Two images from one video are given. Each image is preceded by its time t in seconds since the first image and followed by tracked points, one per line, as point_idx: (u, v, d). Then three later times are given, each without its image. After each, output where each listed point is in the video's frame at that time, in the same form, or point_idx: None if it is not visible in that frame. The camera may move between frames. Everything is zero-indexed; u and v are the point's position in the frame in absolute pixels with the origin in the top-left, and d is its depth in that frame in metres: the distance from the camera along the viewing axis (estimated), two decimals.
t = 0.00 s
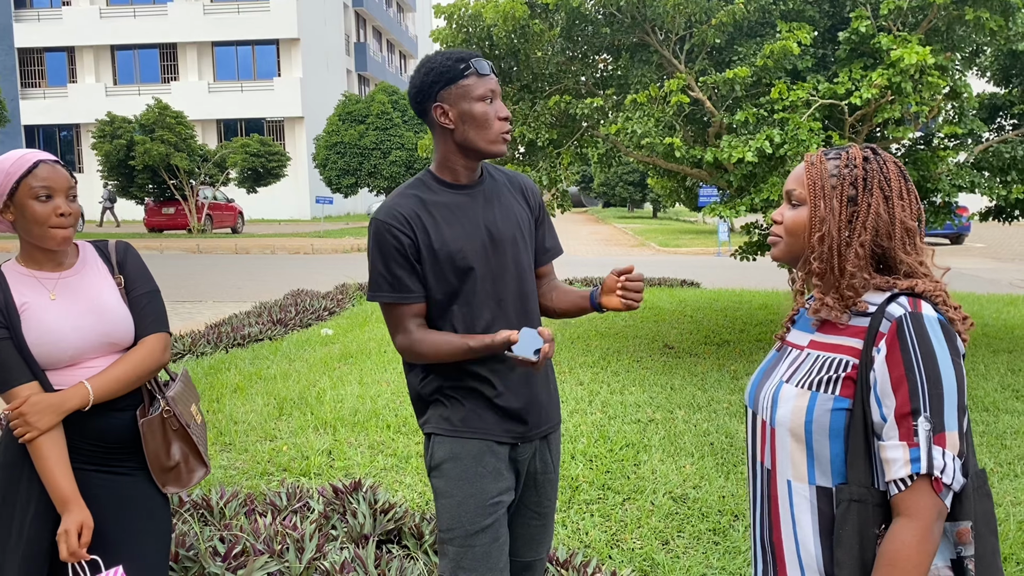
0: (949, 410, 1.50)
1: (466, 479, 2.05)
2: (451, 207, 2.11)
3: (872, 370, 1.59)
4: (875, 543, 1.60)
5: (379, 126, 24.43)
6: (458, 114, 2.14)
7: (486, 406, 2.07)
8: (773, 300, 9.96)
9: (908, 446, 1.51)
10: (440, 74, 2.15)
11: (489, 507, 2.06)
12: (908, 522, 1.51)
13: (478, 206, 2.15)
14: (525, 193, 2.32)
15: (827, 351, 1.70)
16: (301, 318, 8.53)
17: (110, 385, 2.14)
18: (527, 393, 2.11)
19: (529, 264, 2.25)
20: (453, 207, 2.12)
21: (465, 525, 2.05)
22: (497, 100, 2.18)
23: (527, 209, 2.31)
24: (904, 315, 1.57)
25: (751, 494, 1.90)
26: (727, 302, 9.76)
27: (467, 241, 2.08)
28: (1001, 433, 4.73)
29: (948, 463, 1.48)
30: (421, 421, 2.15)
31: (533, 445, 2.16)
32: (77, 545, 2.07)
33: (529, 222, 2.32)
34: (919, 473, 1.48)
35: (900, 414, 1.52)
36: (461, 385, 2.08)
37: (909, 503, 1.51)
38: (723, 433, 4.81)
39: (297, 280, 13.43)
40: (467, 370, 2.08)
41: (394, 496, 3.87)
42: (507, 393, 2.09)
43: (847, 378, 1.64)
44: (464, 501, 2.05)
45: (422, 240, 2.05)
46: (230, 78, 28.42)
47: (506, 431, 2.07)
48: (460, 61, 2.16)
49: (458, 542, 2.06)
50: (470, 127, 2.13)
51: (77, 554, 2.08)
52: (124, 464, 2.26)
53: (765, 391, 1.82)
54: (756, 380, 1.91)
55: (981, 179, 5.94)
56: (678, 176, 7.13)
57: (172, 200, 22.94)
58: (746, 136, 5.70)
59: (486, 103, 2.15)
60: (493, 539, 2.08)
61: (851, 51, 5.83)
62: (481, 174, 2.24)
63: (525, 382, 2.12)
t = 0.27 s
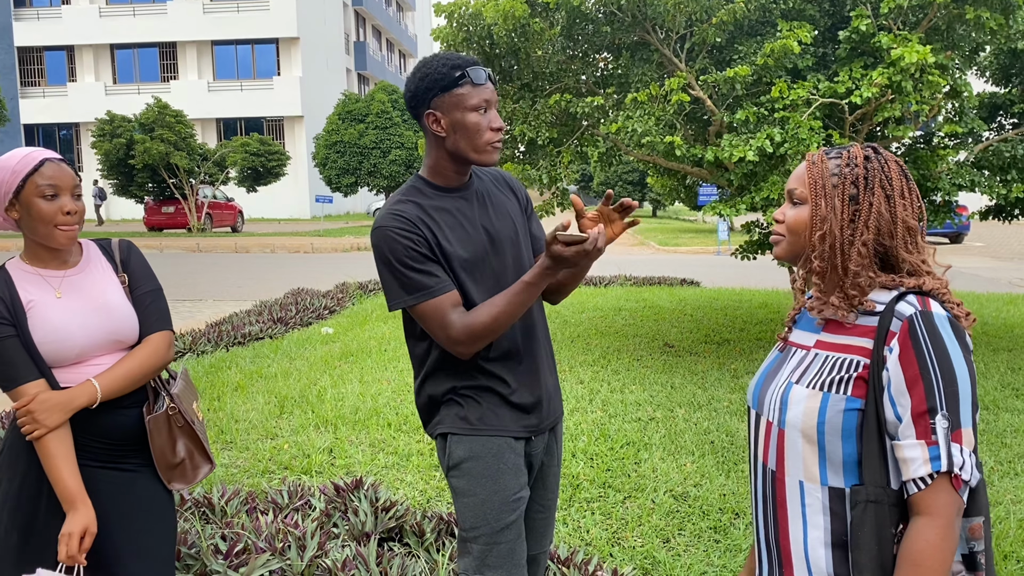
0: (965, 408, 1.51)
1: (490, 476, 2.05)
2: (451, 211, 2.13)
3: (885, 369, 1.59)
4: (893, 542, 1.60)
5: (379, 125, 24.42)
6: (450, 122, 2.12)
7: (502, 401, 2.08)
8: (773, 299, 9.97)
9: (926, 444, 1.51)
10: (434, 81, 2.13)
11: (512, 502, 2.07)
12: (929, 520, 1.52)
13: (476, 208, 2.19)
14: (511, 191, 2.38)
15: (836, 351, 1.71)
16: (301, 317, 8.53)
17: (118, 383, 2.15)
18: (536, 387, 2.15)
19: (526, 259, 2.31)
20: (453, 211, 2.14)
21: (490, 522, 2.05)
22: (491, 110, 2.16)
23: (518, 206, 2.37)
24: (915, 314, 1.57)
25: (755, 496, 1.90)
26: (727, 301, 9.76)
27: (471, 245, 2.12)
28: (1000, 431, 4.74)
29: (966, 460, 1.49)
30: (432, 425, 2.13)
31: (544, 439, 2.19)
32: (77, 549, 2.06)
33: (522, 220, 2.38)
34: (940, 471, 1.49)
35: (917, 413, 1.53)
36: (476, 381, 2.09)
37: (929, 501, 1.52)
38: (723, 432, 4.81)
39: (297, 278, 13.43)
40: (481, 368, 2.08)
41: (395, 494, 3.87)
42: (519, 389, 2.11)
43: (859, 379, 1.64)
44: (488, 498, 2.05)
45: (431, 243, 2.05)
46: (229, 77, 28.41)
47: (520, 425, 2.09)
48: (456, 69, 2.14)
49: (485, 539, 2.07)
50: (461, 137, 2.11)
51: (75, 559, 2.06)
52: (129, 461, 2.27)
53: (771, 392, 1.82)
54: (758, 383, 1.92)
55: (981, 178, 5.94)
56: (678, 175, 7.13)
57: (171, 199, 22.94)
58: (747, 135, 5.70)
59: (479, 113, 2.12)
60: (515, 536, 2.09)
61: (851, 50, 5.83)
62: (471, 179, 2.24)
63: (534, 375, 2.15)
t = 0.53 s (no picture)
0: (959, 411, 1.50)
1: (496, 476, 2.06)
2: (454, 212, 2.14)
3: (881, 370, 1.59)
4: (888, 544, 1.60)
5: (379, 124, 24.42)
6: (445, 125, 2.13)
7: (507, 400, 2.08)
8: (773, 299, 9.97)
9: (919, 446, 1.51)
10: (429, 83, 2.13)
11: (518, 502, 2.07)
12: (921, 522, 1.52)
13: (478, 207, 2.19)
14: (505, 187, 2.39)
15: (834, 351, 1.71)
16: (301, 316, 8.53)
17: (123, 381, 2.15)
18: (540, 384, 2.15)
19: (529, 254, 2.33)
20: (455, 211, 2.14)
21: (496, 522, 2.06)
22: (487, 112, 2.16)
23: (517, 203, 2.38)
24: (911, 316, 1.58)
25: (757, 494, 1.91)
26: (727, 301, 9.77)
27: (476, 242, 2.12)
28: (1001, 431, 4.74)
29: (959, 462, 1.48)
30: (439, 425, 2.14)
31: (550, 438, 2.20)
32: (89, 545, 2.08)
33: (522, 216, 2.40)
34: (931, 473, 1.49)
35: (911, 414, 1.53)
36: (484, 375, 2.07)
37: (922, 503, 1.52)
38: (723, 431, 4.82)
39: (297, 278, 13.43)
40: (481, 366, 2.08)
41: (396, 493, 3.88)
42: (523, 387, 2.11)
43: (855, 379, 1.65)
44: (495, 498, 2.06)
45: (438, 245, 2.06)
46: (230, 76, 28.41)
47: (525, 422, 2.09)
48: (451, 71, 2.14)
49: (490, 539, 2.07)
50: (457, 140, 2.12)
51: (88, 553, 2.08)
52: (133, 459, 2.27)
53: (772, 391, 1.83)
54: (760, 381, 1.92)
55: (981, 177, 5.94)
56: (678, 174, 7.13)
57: (171, 198, 22.96)
58: (747, 135, 5.70)
59: (475, 115, 2.13)
60: (520, 536, 2.09)
61: (852, 49, 5.84)
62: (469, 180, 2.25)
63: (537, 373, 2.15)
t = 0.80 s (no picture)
0: (950, 414, 1.50)
1: (497, 476, 2.06)
2: (451, 210, 2.13)
3: (876, 371, 1.60)
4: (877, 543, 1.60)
5: (379, 124, 24.42)
6: (442, 122, 2.13)
7: (505, 401, 2.07)
8: (773, 299, 9.98)
9: (908, 447, 1.52)
10: (425, 81, 2.13)
11: (519, 504, 2.08)
12: (908, 523, 1.52)
13: (476, 204, 2.19)
14: (504, 179, 2.37)
15: (833, 351, 1.72)
16: (302, 316, 8.54)
17: (123, 381, 2.16)
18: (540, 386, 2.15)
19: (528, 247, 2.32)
20: (452, 210, 2.14)
21: (496, 523, 2.06)
22: (483, 108, 2.17)
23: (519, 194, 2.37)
24: (908, 317, 1.58)
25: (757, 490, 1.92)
26: (727, 301, 9.77)
27: (473, 242, 2.12)
28: (1000, 431, 4.75)
29: (948, 465, 1.48)
30: (441, 424, 2.14)
31: (552, 439, 2.20)
32: (100, 526, 2.07)
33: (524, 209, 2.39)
34: (919, 474, 1.49)
35: (902, 415, 1.53)
36: (485, 372, 2.07)
37: (910, 503, 1.52)
38: (723, 431, 4.82)
39: (297, 278, 13.42)
40: (479, 365, 2.08)
41: (396, 492, 3.88)
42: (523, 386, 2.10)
43: (850, 379, 1.65)
44: (496, 499, 2.06)
45: (433, 243, 2.06)
46: (230, 76, 28.41)
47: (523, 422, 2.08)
48: (447, 67, 2.13)
49: (489, 540, 2.08)
50: (454, 136, 2.12)
51: (98, 537, 2.07)
52: (133, 458, 2.27)
53: (773, 390, 1.84)
54: (764, 378, 1.92)
55: (981, 178, 5.95)
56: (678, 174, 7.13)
57: (171, 198, 22.96)
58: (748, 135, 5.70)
59: (472, 112, 2.13)
60: (521, 537, 2.09)
61: (852, 50, 5.84)
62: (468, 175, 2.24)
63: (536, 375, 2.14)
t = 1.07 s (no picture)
0: (948, 415, 1.50)
1: (492, 477, 2.06)
2: (445, 208, 2.12)
3: (872, 371, 1.60)
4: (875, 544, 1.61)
5: (379, 124, 24.42)
6: (434, 120, 2.14)
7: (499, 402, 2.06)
8: (772, 300, 9.99)
9: (906, 448, 1.52)
10: (416, 80, 2.14)
11: (514, 505, 2.07)
12: (907, 523, 1.53)
13: (473, 199, 2.17)
14: (508, 168, 2.32)
15: (829, 352, 1.72)
16: (300, 316, 8.54)
17: (120, 381, 2.16)
18: (535, 387, 2.12)
19: (533, 237, 2.28)
20: (446, 208, 2.12)
21: (491, 523, 2.07)
22: (474, 104, 2.17)
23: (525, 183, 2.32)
24: (904, 319, 1.58)
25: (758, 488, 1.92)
26: (725, 301, 9.78)
27: (468, 239, 2.10)
28: (998, 432, 4.75)
29: (946, 466, 1.48)
30: (439, 422, 2.15)
31: (551, 440, 2.18)
32: (95, 542, 2.09)
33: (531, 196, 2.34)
34: (917, 475, 1.49)
35: (899, 416, 1.54)
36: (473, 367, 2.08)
37: (908, 504, 1.52)
38: (721, 432, 4.83)
39: (296, 277, 13.42)
40: (475, 363, 2.08)
41: (394, 492, 3.88)
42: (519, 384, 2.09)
43: (847, 380, 1.65)
44: (489, 500, 2.06)
45: (424, 244, 2.06)
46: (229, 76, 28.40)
47: (515, 422, 2.07)
48: (436, 66, 2.14)
49: (484, 541, 2.08)
50: (448, 134, 2.13)
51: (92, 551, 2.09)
52: (130, 457, 2.28)
53: (771, 389, 1.84)
54: (764, 376, 1.92)
55: (979, 179, 5.95)
56: (677, 175, 7.14)
57: (171, 198, 22.96)
58: (746, 136, 5.71)
59: (463, 109, 2.14)
60: (517, 538, 2.09)
61: (851, 51, 5.85)
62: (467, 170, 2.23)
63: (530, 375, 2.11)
